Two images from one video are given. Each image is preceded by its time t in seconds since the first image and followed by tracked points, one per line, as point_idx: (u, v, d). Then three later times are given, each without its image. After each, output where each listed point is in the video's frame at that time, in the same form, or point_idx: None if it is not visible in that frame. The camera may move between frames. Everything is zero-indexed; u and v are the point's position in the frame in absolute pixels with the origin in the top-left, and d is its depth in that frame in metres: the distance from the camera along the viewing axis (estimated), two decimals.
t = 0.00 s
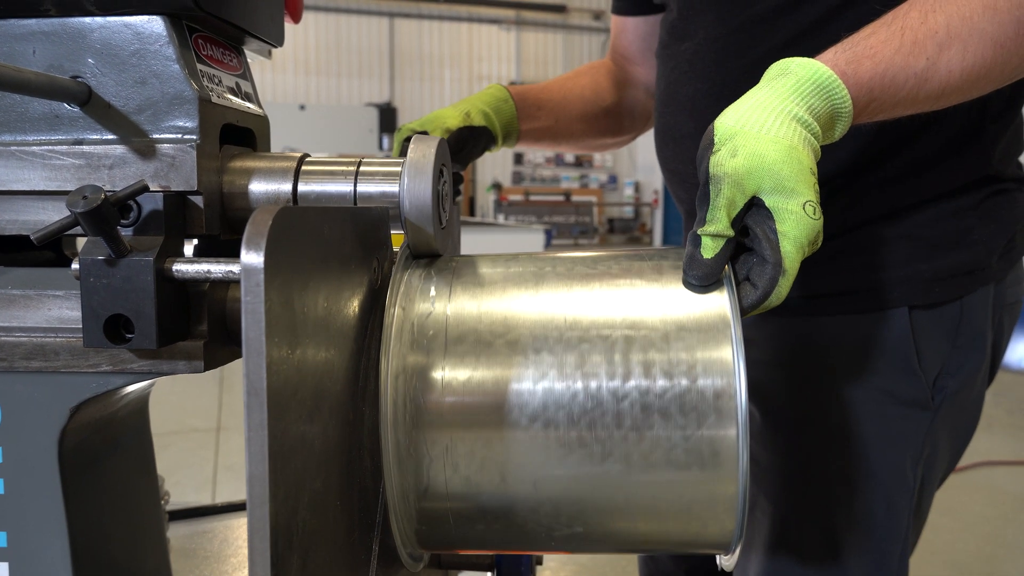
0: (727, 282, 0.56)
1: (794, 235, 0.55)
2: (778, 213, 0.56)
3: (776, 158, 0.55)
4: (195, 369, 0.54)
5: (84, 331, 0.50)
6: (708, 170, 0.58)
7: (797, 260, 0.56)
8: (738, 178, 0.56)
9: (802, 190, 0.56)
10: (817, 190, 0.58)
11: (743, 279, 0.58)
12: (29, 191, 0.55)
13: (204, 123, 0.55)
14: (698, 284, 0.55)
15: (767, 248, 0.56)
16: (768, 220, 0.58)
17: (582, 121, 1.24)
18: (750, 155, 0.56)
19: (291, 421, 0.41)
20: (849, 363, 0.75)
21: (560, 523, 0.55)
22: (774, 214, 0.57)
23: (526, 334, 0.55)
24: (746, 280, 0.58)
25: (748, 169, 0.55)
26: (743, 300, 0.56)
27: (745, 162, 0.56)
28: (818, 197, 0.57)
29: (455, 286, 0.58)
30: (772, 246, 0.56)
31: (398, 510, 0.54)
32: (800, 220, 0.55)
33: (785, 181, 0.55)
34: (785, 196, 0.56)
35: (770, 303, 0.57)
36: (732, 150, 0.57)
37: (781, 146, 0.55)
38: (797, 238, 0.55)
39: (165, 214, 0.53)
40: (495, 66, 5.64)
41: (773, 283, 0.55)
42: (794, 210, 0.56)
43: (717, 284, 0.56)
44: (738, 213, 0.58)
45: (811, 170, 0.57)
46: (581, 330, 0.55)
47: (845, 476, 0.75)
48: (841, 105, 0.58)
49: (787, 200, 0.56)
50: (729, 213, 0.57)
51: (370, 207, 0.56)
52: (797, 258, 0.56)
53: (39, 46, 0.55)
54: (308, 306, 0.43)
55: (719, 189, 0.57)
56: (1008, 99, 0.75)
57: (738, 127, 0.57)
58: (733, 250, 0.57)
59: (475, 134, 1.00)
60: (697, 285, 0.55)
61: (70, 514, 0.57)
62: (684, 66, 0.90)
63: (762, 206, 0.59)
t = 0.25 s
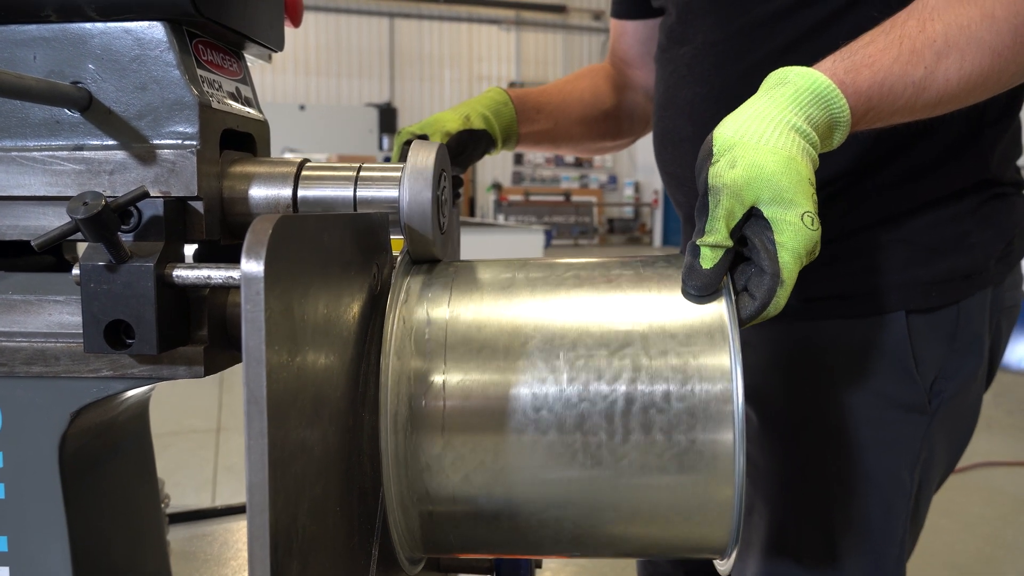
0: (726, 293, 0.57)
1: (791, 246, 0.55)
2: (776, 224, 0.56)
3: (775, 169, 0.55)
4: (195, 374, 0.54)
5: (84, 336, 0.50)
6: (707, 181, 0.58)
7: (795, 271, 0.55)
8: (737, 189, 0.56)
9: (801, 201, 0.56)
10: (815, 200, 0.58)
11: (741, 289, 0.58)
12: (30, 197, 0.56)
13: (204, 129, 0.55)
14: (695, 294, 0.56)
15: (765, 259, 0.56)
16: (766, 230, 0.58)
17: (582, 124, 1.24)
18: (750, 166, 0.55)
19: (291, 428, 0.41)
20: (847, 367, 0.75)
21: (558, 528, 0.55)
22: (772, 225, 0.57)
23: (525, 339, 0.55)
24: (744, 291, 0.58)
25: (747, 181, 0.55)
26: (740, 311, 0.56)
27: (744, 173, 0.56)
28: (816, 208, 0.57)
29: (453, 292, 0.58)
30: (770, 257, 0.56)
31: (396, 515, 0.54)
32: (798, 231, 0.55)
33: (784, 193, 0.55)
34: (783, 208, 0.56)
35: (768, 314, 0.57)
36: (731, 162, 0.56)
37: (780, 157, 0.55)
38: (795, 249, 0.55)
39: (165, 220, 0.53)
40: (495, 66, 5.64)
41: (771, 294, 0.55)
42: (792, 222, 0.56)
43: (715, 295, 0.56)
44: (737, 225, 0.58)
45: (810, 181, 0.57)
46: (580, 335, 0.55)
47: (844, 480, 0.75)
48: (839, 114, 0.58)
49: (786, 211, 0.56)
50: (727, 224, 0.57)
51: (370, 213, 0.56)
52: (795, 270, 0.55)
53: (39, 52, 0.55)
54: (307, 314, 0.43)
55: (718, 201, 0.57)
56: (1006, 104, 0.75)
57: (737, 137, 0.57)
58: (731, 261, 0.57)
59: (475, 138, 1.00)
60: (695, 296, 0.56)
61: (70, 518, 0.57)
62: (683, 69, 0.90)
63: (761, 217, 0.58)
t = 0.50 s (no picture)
0: (720, 299, 0.57)
1: (785, 252, 0.56)
2: (770, 230, 0.57)
3: (769, 175, 0.55)
4: (193, 375, 0.54)
5: (83, 338, 0.50)
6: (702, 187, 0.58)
7: (789, 276, 0.56)
8: (731, 195, 0.57)
9: (795, 207, 0.56)
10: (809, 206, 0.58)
11: (735, 296, 0.58)
12: (29, 200, 0.56)
13: (202, 132, 0.56)
14: (689, 300, 0.56)
15: (759, 265, 0.56)
16: (760, 237, 0.58)
17: (579, 125, 1.24)
18: (744, 173, 0.56)
19: (288, 429, 0.41)
20: (841, 367, 0.75)
21: (552, 527, 0.56)
22: (766, 231, 0.57)
23: (520, 340, 0.55)
24: (738, 297, 0.58)
25: (741, 187, 0.56)
26: (734, 318, 0.56)
27: (738, 179, 0.56)
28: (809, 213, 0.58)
29: (449, 294, 0.59)
30: (764, 263, 0.56)
31: (392, 514, 0.55)
32: (792, 238, 0.56)
33: (778, 199, 0.56)
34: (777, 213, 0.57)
35: (762, 320, 0.57)
36: (726, 168, 0.57)
37: (774, 163, 0.56)
38: (789, 255, 0.56)
39: (164, 223, 0.53)
40: (494, 66, 5.64)
41: (766, 300, 0.55)
42: (785, 228, 0.56)
43: (710, 301, 0.56)
44: (731, 231, 0.58)
45: (803, 186, 0.57)
46: (574, 337, 0.55)
47: (838, 480, 0.75)
48: (832, 119, 0.59)
49: (780, 217, 0.57)
50: (722, 229, 0.57)
51: (367, 216, 0.57)
52: (788, 275, 0.56)
53: (39, 56, 0.56)
54: (304, 316, 0.44)
55: (712, 207, 0.57)
56: (998, 107, 0.76)
57: (731, 144, 0.58)
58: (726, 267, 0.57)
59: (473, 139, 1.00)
60: (690, 301, 0.56)
61: (70, 518, 0.57)
62: (679, 71, 0.91)
63: (755, 223, 0.59)
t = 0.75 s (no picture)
0: (714, 296, 0.57)
1: (779, 248, 0.56)
2: (765, 227, 0.57)
3: (763, 172, 0.56)
4: (192, 371, 0.55)
5: (83, 334, 0.51)
6: (696, 184, 0.58)
7: (783, 272, 0.56)
8: (725, 193, 0.57)
9: (789, 204, 0.57)
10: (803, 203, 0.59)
11: (729, 292, 0.59)
12: (29, 197, 0.56)
13: (201, 130, 0.56)
14: (684, 297, 0.56)
15: (754, 261, 0.57)
16: (754, 233, 0.58)
17: (576, 124, 1.25)
18: (738, 170, 0.56)
19: (285, 424, 0.42)
20: (836, 364, 0.76)
21: (548, 521, 0.56)
22: (760, 227, 0.57)
23: (516, 337, 0.56)
24: (733, 293, 0.58)
25: (735, 184, 0.56)
26: (729, 314, 0.57)
27: (732, 176, 0.56)
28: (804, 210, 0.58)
29: (445, 291, 0.59)
30: (758, 259, 0.57)
31: (390, 509, 0.55)
32: (786, 234, 0.56)
33: (772, 195, 0.56)
34: (771, 210, 0.57)
35: (757, 315, 0.58)
36: (720, 165, 0.57)
37: (768, 159, 0.56)
38: (783, 251, 0.56)
39: (163, 221, 0.54)
40: (494, 66, 5.64)
41: (760, 296, 0.56)
42: (780, 225, 0.56)
43: (704, 297, 0.57)
44: (725, 227, 0.59)
45: (798, 184, 0.58)
46: (570, 334, 0.56)
47: (833, 475, 0.76)
48: (826, 117, 0.59)
49: (774, 214, 0.57)
50: (716, 226, 0.57)
51: (364, 213, 0.57)
52: (783, 270, 0.56)
53: (38, 55, 0.56)
54: (302, 312, 0.44)
55: (707, 204, 0.57)
56: (991, 106, 0.76)
57: (726, 141, 0.58)
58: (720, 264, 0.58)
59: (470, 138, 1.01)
60: (684, 298, 0.56)
61: (70, 513, 0.58)
62: (675, 71, 0.91)
63: (749, 219, 0.59)
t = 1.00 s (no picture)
0: (716, 293, 0.57)
1: (780, 245, 0.57)
2: (766, 224, 0.57)
3: (764, 169, 0.56)
4: (196, 367, 0.55)
5: (88, 330, 0.51)
6: (698, 181, 0.58)
7: (784, 269, 0.57)
8: (726, 189, 0.57)
9: (790, 201, 0.57)
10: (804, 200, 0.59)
11: (731, 289, 0.59)
12: (34, 194, 0.57)
13: (205, 127, 0.57)
14: (685, 293, 0.57)
15: (755, 258, 0.57)
16: (755, 229, 0.59)
17: (577, 122, 1.25)
18: (739, 167, 0.56)
19: (290, 418, 0.42)
20: (837, 361, 0.76)
21: (550, 516, 0.57)
22: (761, 224, 0.58)
23: (518, 334, 0.56)
24: (734, 290, 0.59)
25: (736, 182, 0.57)
26: (731, 311, 0.57)
27: (733, 173, 0.57)
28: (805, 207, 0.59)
29: (448, 287, 0.59)
30: (760, 256, 0.57)
31: (393, 504, 0.56)
32: (788, 231, 0.57)
33: (773, 192, 0.56)
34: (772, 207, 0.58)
35: (759, 311, 0.58)
36: (721, 162, 0.58)
37: (769, 156, 0.57)
38: (784, 248, 0.57)
39: (167, 217, 0.54)
40: (494, 65, 5.64)
41: (761, 293, 0.56)
42: (782, 222, 0.57)
43: (706, 294, 0.57)
44: (726, 224, 0.59)
45: (799, 180, 0.58)
46: (572, 330, 0.56)
47: (833, 472, 0.76)
48: (827, 112, 0.59)
49: (775, 210, 0.57)
50: (718, 223, 0.58)
51: (367, 210, 0.57)
52: (784, 266, 0.57)
53: (43, 53, 0.57)
54: (306, 307, 0.44)
55: (708, 200, 0.57)
56: (991, 104, 0.76)
57: (727, 137, 0.58)
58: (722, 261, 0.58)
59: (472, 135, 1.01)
60: (686, 295, 0.57)
61: (74, 508, 0.58)
62: (676, 69, 0.91)
63: (750, 216, 0.59)
